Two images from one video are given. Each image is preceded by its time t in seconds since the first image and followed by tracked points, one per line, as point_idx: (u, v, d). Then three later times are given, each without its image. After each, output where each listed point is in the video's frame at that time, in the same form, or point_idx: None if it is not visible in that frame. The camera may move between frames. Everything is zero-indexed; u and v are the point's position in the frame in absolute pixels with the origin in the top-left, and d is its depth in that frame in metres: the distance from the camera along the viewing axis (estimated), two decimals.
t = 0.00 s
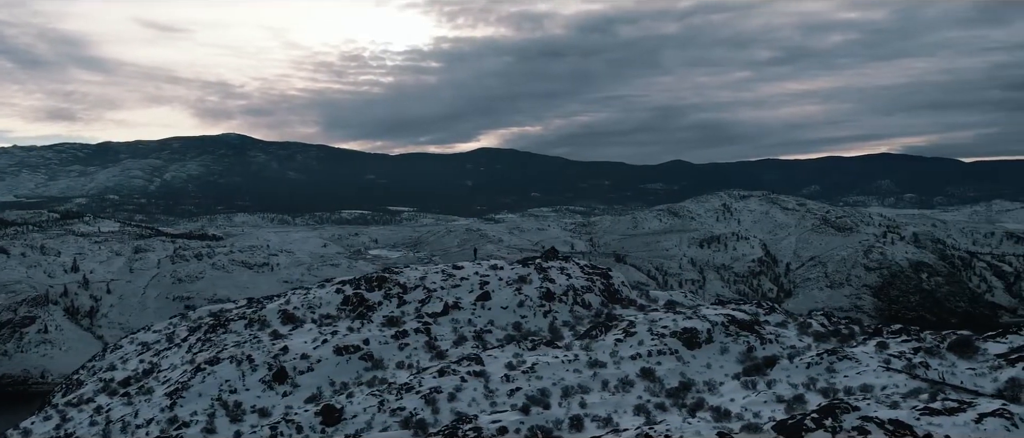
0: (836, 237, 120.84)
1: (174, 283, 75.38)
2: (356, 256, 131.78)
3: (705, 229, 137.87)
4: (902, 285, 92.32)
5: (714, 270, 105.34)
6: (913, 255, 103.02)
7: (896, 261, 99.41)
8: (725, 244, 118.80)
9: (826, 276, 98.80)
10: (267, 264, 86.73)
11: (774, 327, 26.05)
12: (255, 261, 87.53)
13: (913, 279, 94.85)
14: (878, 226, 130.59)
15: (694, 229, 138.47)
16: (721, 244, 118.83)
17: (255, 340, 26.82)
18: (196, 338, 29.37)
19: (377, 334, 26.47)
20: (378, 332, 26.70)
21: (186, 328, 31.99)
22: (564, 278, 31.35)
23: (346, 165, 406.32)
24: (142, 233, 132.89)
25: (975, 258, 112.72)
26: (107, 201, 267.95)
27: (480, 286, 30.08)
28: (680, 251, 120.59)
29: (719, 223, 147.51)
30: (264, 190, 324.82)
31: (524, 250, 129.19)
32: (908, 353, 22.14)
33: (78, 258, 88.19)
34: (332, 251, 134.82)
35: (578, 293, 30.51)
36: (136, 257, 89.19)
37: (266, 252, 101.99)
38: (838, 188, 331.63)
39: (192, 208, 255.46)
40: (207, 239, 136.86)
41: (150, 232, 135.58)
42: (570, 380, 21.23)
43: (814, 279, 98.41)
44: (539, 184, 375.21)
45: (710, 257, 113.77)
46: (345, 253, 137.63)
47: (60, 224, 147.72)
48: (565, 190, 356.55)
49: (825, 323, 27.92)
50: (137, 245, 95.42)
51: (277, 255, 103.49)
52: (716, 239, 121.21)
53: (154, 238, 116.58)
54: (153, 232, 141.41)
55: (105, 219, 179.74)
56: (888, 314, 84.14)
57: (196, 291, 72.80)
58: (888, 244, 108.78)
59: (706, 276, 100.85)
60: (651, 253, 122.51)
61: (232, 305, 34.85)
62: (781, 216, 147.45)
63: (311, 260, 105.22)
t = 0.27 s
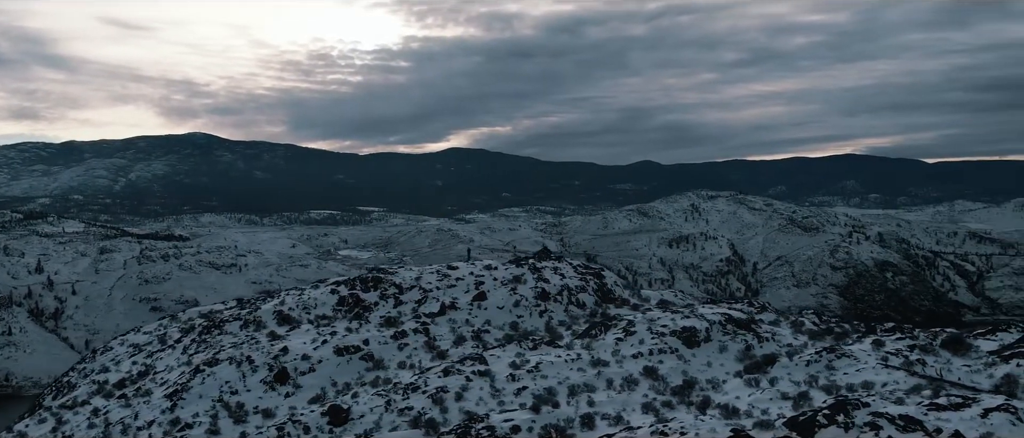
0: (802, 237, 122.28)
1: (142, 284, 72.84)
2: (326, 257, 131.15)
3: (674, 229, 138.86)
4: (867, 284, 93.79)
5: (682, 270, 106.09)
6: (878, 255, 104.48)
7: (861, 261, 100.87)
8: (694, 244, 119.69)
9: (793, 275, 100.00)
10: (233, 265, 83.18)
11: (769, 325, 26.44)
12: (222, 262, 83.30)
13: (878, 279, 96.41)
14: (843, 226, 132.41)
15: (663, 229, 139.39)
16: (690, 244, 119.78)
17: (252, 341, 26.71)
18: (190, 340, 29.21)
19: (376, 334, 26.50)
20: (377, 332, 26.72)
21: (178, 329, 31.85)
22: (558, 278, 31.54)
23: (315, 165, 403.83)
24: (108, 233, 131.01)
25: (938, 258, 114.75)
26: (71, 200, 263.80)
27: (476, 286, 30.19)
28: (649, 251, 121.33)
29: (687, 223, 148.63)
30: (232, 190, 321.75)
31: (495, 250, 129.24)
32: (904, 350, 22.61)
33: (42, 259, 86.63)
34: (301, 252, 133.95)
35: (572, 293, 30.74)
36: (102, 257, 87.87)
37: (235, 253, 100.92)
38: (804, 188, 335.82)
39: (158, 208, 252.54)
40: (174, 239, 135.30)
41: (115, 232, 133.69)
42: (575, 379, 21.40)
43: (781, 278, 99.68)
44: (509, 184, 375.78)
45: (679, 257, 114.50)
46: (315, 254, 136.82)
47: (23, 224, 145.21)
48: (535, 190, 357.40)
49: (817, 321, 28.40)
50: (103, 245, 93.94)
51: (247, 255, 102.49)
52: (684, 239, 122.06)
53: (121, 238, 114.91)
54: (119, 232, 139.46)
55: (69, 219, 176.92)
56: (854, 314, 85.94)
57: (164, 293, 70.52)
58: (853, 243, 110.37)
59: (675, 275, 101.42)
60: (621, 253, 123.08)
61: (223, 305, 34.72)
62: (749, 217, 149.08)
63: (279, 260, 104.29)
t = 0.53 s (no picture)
0: (776, 237, 123.30)
1: (114, 285, 70.54)
2: (301, 257, 130.44)
3: (650, 229, 139.50)
4: (840, 284, 94.76)
5: (658, 270, 106.57)
6: (851, 255, 105.39)
7: (834, 260, 101.85)
8: (669, 244, 120.28)
9: (767, 275, 100.74)
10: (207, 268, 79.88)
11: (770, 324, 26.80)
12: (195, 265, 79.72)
13: (851, 278, 97.41)
14: (816, 226, 133.70)
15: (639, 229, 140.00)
16: (665, 244, 120.35)
17: (257, 341, 26.65)
18: (191, 340, 29.10)
19: (381, 334, 26.54)
20: (381, 332, 26.78)
21: (176, 329, 31.73)
22: (557, 278, 31.74)
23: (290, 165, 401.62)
24: (81, 234, 129.36)
25: (910, 257, 116.04)
26: (41, 200, 260.14)
27: (477, 286, 30.32)
28: (625, 250, 121.82)
29: (662, 223, 149.42)
30: (206, 190, 318.94)
31: (471, 250, 129.29)
32: (905, 348, 23.02)
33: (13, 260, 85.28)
34: (275, 252, 133.17)
35: (572, 293, 30.97)
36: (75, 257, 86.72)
37: (210, 253, 100.00)
38: (777, 189, 338.72)
39: (130, 208, 250.03)
40: (148, 240, 133.95)
41: (88, 233, 131.97)
42: (586, 378, 21.58)
43: (755, 277, 100.61)
44: (485, 184, 375.78)
45: (654, 256, 114.99)
46: (290, 254, 135.98)
47: None
48: (511, 191, 357.71)
49: (814, 318, 28.83)
50: (75, 246, 92.62)
51: (222, 255, 101.61)
52: (660, 239, 122.68)
53: (93, 239, 113.51)
54: (91, 232, 137.76)
55: (38, 219, 174.47)
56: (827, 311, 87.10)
57: (137, 294, 68.28)
58: (826, 243, 111.40)
59: (651, 274, 101.84)
60: (598, 253, 123.44)
61: (220, 306, 34.62)
62: (723, 217, 150.15)
63: (254, 260, 103.23)
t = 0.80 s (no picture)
0: (751, 237, 124.31)
1: (87, 285, 69.15)
2: (277, 258, 129.69)
3: (627, 229, 140.04)
4: (814, 283, 95.52)
5: (635, 269, 106.96)
6: (826, 254, 106.16)
7: (809, 260, 102.72)
8: (646, 244, 120.83)
9: (743, 275, 101.68)
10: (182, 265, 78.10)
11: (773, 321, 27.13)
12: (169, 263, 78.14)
13: (825, 278, 98.25)
14: (791, 226, 134.79)
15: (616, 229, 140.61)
16: (643, 244, 120.87)
17: (262, 341, 26.61)
18: (194, 341, 29.01)
19: (387, 334, 26.62)
20: (387, 332, 26.83)
21: (176, 329, 31.62)
22: (558, 278, 31.94)
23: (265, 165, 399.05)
24: (54, 234, 127.69)
25: (884, 256, 117.12)
26: (12, 200, 256.31)
27: (479, 285, 30.47)
28: (603, 250, 122.22)
29: (639, 223, 150.30)
30: (181, 190, 315.98)
31: (449, 250, 129.13)
32: (912, 345, 23.43)
33: None
34: (250, 253, 132.20)
35: (572, 293, 31.20)
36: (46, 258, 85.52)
37: (185, 254, 99.03)
38: (752, 189, 341.30)
39: (103, 208, 247.26)
40: (122, 241, 132.48)
41: (61, 233, 130.26)
42: (597, 376, 21.79)
43: (731, 277, 101.45)
44: (462, 184, 375.51)
45: (631, 255, 115.33)
46: (266, 254, 135.02)
47: None
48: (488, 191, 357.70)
49: (812, 317, 29.22)
50: (47, 247, 91.28)
51: (198, 256, 100.63)
52: (637, 239, 123.26)
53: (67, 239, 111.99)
54: (64, 232, 135.98)
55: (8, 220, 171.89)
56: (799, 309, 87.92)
57: (111, 295, 66.65)
58: (801, 243, 112.24)
59: (629, 274, 102.16)
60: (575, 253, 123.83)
61: (218, 306, 34.55)
62: (700, 216, 151.06)
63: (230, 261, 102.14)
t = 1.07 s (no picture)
0: (726, 237, 125.32)
1: (60, 287, 68.51)
2: (252, 258, 128.85)
3: (604, 229, 140.56)
4: (788, 283, 96.26)
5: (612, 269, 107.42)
6: (800, 254, 107.04)
7: (783, 259, 103.61)
8: (623, 244, 121.47)
9: (718, 275, 102.61)
10: (157, 267, 77.26)
11: (775, 320, 27.48)
12: (144, 264, 77.39)
13: (800, 277, 99.08)
14: (765, 226, 135.85)
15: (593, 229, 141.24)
16: (619, 244, 121.41)
17: (268, 341, 26.58)
18: (197, 342, 28.91)
19: (394, 333, 26.69)
20: (393, 332, 26.89)
21: (177, 330, 31.50)
22: (559, 278, 32.15)
23: (240, 165, 396.20)
24: (26, 234, 125.91)
25: (857, 256, 118.22)
26: None
27: (482, 286, 30.60)
28: (580, 250, 122.70)
29: (615, 223, 151.03)
30: (154, 190, 312.84)
31: (427, 250, 129.02)
32: (914, 343, 23.87)
33: None
34: (225, 252, 131.07)
35: (573, 292, 31.42)
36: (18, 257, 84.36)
37: (160, 254, 97.98)
38: (726, 189, 343.65)
39: (75, 208, 244.22)
40: (95, 241, 130.89)
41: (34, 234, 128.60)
42: (608, 376, 21.98)
43: (707, 277, 102.36)
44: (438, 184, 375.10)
45: (608, 255, 115.93)
46: (242, 254, 134.06)
47: None
48: (464, 191, 357.55)
49: (809, 315, 29.63)
50: (20, 248, 89.95)
51: (173, 256, 99.58)
52: (614, 239, 123.89)
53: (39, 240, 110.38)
54: (36, 232, 134.20)
55: None
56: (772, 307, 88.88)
57: (84, 296, 65.84)
58: (775, 243, 113.10)
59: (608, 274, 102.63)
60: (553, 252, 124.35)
61: (215, 307, 34.45)
62: (676, 216, 152.10)
63: (206, 261, 101.23)
